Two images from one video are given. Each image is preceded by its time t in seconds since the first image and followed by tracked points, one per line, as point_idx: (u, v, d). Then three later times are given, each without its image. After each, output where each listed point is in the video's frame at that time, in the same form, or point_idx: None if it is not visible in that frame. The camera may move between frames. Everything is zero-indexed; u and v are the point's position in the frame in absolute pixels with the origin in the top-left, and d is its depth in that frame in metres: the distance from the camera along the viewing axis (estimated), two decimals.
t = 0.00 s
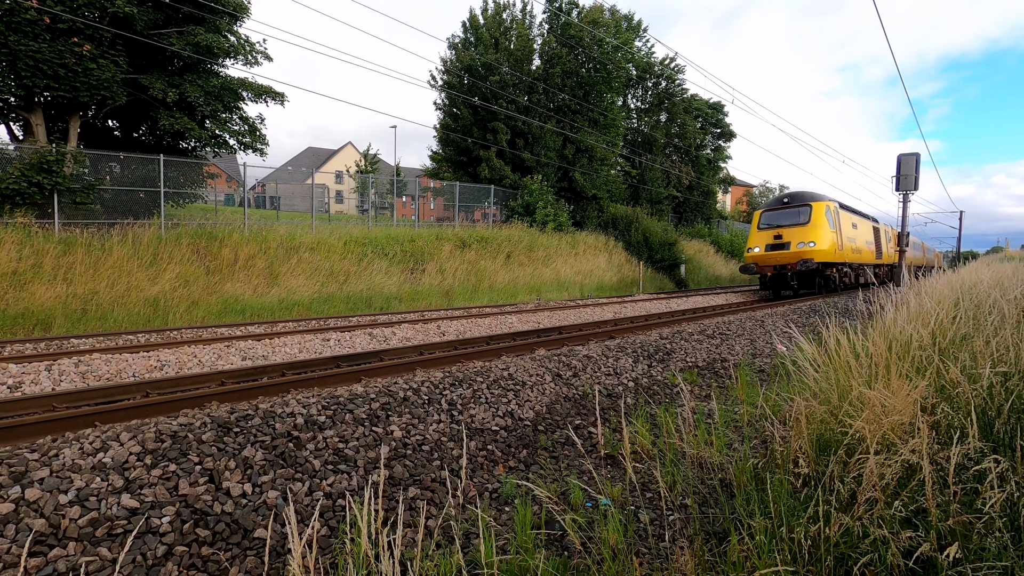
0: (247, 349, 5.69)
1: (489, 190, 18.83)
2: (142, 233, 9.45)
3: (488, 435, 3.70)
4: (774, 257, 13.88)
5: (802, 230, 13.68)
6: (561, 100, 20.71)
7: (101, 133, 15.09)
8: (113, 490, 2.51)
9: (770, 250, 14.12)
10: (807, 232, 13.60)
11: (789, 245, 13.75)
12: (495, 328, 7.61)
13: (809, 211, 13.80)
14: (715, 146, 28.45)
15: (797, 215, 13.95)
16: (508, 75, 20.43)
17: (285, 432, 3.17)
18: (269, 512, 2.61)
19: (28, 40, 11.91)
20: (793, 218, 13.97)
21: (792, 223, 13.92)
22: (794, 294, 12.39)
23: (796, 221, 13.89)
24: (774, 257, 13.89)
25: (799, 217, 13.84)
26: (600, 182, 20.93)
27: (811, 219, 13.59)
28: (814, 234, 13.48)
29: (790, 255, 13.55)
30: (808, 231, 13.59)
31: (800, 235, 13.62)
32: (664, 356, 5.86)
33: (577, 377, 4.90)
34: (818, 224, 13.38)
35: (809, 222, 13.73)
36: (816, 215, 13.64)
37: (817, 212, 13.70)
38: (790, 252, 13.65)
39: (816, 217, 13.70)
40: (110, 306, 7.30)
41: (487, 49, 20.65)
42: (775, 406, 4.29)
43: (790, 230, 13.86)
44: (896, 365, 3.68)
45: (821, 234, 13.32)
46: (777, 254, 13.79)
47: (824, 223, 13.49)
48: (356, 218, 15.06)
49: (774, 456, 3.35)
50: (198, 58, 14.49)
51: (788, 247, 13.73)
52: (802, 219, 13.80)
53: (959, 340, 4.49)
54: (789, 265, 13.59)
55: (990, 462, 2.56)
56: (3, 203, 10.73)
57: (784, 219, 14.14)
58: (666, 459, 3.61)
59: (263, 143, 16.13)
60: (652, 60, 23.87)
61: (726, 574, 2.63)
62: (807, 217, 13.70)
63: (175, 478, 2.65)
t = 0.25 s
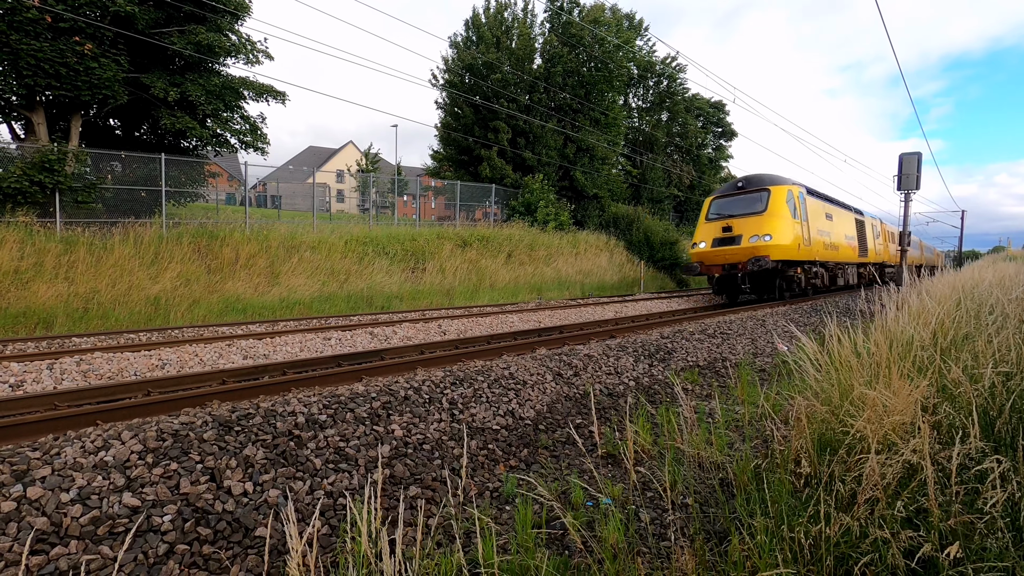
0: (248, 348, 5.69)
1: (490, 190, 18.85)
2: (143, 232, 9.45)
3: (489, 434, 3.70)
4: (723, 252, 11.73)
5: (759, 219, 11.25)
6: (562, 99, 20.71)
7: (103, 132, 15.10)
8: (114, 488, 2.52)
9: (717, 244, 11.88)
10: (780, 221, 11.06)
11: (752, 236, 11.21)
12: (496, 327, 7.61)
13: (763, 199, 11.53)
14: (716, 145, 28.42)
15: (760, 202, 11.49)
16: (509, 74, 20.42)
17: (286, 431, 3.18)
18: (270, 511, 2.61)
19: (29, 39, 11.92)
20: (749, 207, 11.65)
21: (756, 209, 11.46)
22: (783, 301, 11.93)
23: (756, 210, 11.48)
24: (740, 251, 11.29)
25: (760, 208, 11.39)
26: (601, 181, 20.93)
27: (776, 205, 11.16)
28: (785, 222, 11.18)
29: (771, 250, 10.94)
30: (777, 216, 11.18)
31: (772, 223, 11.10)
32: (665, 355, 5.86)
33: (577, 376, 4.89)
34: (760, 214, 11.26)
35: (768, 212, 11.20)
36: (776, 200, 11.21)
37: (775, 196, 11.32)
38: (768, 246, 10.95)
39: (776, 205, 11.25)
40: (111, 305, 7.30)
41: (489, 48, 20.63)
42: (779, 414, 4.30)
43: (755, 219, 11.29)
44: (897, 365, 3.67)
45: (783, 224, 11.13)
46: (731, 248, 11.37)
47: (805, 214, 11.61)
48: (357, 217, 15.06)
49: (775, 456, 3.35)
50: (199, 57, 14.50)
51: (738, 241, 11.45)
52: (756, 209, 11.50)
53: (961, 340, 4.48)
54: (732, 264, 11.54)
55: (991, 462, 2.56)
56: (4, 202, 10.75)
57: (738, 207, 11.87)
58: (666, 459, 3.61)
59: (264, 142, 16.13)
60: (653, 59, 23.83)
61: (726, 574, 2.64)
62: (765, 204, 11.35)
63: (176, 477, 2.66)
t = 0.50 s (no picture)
0: (249, 347, 5.69)
1: (490, 189, 18.83)
2: (143, 231, 9.46)
3: (489, 433, 3.70)
4: (634, 244, 9.12)
5: (698, 194, 8.81)
6: (563, 99, 20.70)
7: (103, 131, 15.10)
8: (115, 488, 2.52)
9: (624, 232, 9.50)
10: (696, 200, 8.77)
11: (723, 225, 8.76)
12: (497, 326, 7.61)
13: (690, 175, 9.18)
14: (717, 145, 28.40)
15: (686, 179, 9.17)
16: (510, 74, 20.41)
17: (286, 430, 3.18)
18: (270, 510, 2.61)
19: (30, 39, 11.93)
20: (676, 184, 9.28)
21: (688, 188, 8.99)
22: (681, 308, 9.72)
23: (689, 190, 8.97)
24: (659, 242, 8.75)
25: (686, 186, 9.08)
26: (601, 181, 20.92)
27: (704, 185, 8.92)
28: (714, 209, 8.74)
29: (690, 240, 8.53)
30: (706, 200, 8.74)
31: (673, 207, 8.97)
32: (665, 355, 5.86)
33: (578, 375, 4.89)
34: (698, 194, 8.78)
35: (709, 189, 8.79)
36: (707, 177, 8.95)
37: (709, 175, 8.96)
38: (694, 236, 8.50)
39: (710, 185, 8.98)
40: (112, 304, 7.31)
41: (490, 47, 20.62)
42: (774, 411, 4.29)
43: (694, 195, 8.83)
44: (898, 365, 3.67)
45: (715, 205, 8.80)
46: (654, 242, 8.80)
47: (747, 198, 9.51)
48: (358, 216, 15.06)
49: (776, 455, 3.34)
50: (200, 56, 14.50)
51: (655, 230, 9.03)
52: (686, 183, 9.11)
53: (962, 340, 4.47)
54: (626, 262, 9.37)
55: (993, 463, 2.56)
56: (5, 202, 10.76)
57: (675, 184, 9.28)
58: (667, 458, 3.61)
59: (265, 141, 16.12)
60: (654, 59, 23.81)
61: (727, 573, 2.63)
62: (694, 184, 9.00)
63: (176, 476, 2.66)
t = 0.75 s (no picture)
0: (249, 347, 5.69)
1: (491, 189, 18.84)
2: (144, 231, 9.47)
3: (489, 433, 3.70)
4: (461, 236, 6.46)
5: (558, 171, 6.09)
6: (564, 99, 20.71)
7: (104, 131, 15.12)
8: (115, 487, 2.52)
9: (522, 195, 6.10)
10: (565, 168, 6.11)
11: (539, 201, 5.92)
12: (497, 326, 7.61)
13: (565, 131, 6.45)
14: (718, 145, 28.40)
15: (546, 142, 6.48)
16: (510, 74, 20.42)
17: (287, 430, 3.18)
18: (271, 510, 2.61)
19: (31, 39, 11.95)
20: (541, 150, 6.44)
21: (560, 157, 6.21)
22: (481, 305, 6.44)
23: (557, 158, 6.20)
24: (491, 229, 6.05)
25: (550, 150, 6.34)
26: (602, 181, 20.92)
27: (568, 156, 6.17)
28: (542, 190, 5.97)
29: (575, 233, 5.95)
30: (573, 188, 6.04)
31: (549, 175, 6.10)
32: (666, 355, 5.86)
33: (578, 376, 4.90)
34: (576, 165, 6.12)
35: (579, 154, 6.20)
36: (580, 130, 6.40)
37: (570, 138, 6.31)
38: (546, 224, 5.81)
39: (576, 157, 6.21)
40: (112, 304, 7.31)
41: (490, 48, 20.63)
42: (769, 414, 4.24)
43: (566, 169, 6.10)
44: (898, 365, 3.67)
45: (578, 183, 6.09)
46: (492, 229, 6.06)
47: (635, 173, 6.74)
48: (359, 216, 15.06)
49: (776, 456, 3.34)
50: (201, 56, 14.51)
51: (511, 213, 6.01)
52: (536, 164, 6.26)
53: (961, 340, 4.48)
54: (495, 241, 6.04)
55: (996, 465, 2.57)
56: (6, 202, 10.77)
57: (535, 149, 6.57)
58: (668, 459, 3.61)
59: (266, 141, 16.14)
60: (654, 59, 23.79)
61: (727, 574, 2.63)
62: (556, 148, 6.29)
63: (177, 476, 2.66)
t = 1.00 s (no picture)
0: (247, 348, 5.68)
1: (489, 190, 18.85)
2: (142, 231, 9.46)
3: (488, 434, 3.70)
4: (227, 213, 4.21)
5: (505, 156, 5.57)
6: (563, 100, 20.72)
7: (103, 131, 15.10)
8: (113, 488, 2.52)
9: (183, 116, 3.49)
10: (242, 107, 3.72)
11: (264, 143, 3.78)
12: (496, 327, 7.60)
13: (423, 95, 4.84)
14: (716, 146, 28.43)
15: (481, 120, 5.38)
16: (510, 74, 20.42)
17: (285, 430, 3.17)
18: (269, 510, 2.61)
19: (29, 38, 11.94)
20: (375, 108, 4.46)
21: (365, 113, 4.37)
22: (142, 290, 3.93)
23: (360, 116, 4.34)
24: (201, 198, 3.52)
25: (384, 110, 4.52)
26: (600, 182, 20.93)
27: (516, 146, 5.73)
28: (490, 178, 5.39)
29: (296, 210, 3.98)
30: (462, 167, 5.12)
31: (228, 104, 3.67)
32: (664, 356, 5.86)
33: (577, 376, 4.90)
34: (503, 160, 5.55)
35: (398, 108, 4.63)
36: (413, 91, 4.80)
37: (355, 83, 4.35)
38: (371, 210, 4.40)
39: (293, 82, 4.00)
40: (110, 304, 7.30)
41: (490, 48, 20.62)
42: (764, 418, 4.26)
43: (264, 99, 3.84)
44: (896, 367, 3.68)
45: (436, 164, 4.91)
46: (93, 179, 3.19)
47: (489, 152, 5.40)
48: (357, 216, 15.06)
49: (775, 457, 3.33)
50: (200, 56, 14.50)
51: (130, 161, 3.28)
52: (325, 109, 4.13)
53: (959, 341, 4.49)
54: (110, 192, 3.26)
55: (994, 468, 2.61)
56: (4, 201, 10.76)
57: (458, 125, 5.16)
58: (666, 460, 3.61)
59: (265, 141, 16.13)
60: (653, 59, 23.80)
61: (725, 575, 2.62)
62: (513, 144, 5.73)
63: (175, 476, 2.65)
